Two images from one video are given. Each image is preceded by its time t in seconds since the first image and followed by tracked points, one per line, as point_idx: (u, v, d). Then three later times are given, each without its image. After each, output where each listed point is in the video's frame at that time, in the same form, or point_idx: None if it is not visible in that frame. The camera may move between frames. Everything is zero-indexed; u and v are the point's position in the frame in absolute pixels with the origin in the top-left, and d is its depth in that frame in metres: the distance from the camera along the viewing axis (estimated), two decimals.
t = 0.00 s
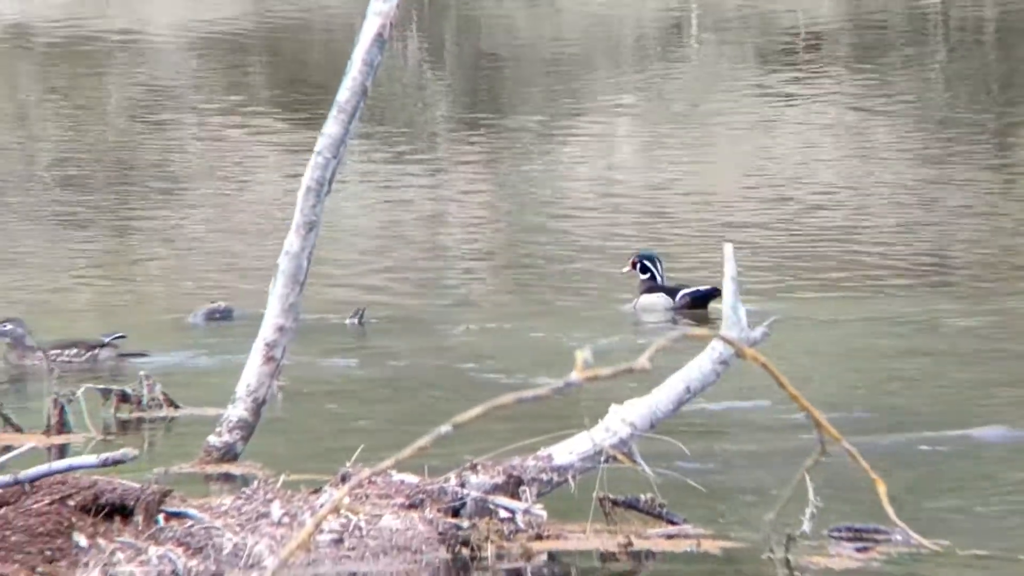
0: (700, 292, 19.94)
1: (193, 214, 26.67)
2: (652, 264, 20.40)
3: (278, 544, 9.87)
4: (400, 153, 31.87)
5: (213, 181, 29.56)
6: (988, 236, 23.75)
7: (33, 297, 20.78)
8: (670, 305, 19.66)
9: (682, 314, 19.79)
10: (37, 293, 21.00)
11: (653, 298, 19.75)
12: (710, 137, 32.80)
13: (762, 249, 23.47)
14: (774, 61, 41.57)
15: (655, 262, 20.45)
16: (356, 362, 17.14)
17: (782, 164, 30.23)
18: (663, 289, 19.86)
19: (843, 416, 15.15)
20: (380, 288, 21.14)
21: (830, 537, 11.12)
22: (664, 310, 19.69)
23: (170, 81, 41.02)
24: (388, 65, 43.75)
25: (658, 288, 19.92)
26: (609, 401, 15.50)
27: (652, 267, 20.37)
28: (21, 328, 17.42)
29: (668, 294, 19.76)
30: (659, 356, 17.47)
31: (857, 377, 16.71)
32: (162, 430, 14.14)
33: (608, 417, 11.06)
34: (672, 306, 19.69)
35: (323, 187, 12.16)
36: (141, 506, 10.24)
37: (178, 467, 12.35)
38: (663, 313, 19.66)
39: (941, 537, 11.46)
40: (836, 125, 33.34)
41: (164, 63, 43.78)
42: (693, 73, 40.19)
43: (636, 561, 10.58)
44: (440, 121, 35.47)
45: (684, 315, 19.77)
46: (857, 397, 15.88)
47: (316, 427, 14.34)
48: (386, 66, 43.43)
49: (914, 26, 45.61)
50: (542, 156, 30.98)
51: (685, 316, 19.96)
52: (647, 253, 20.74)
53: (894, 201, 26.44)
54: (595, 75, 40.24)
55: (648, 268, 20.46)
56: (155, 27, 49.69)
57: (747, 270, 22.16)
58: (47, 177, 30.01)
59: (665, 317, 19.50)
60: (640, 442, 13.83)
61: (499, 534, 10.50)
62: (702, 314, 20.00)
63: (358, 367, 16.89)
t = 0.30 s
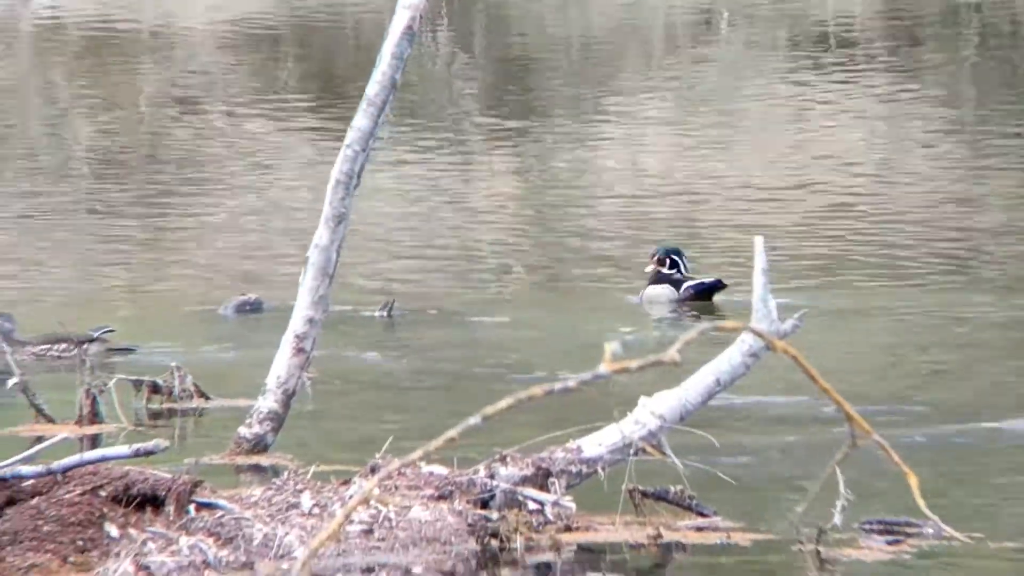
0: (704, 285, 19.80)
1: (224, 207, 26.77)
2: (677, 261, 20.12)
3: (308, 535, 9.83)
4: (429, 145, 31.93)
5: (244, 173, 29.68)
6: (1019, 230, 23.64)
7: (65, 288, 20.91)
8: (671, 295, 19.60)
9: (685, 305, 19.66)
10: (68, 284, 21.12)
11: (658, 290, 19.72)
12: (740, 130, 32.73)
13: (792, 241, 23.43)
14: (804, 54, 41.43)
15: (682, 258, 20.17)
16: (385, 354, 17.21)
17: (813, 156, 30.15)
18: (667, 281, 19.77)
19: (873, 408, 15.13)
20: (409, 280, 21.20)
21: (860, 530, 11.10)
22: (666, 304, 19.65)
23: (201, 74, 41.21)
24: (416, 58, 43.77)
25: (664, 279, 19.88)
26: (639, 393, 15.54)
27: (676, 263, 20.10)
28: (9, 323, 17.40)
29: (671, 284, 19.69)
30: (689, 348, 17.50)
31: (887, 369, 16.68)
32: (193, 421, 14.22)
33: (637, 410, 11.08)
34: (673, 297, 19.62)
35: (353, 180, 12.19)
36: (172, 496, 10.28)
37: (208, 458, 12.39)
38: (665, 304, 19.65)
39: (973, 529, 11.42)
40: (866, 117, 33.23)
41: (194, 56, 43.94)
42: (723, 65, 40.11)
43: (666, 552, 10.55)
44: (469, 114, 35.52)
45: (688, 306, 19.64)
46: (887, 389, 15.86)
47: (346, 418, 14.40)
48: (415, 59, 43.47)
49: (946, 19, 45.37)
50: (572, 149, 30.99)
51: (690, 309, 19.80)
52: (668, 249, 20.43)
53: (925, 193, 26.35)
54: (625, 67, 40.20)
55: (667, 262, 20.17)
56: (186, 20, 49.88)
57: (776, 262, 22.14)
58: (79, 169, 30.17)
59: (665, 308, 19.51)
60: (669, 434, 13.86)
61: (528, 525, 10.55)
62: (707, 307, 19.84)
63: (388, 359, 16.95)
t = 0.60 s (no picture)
0: (712, 270, 19.62)
1: (255, 196, 26.81)
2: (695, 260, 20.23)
3: (338, 523, 9.88)
4: (459, 135, 31.92)
5: (276, 162, 29.73)
6: None
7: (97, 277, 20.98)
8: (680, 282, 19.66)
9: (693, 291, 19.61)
10: (100, 273, 21.20)
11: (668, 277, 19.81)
12: (771, 121, 32.61)
13: (823, 231, 23.32)
14: (837, 48, 41.23)
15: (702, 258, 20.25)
16: (413, 343, 17.22)
17: (845, 147, 30.01)
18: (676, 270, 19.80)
19: (904, 398, 15.04)
20: (439, 269, 21.20)
21: (891, 520, 11.04)
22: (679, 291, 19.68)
23: (232, 64, 41.29)
24: (446, 49, 43.73)
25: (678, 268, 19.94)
26: (668, 382, 15.50)
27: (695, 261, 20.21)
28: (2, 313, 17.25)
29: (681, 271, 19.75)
30: (719, 337, 17.44)
31: (919, 359, 16.59)
32: (223, 410, 14.25)
33: (666, 399, 11.05)
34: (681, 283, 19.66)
35: (382, 170, 12.22)
36: (203, 483, 10.29)
37: (238, 446, 12.41)
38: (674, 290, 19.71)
39: (1004, 519, 11.35)
40: (899, 109, 33.06)
41: (225, 46, 44.03)
42: (754, 57, 39.98)
43: (695, 541, 10.49)
44: (499, 104, 35.50)
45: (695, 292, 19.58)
46: (918, 379, 15.78)
47: (376, 408, 14.41)
48: (446, 49, 43.44)
49: (979, 15, 45.11)
50: (602, 139, 30.92)
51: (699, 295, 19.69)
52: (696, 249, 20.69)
53: (957, 185, 26.20)
54: (655, 58, 40.10)
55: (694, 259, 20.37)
56: (218, 10, 50.00)
57: (807, 252, 22.05)
58: (111, 159, 30.29)
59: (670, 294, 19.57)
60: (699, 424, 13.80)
61: (557, 514, 10.48)
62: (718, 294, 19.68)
63: (417, 348, 16.96)
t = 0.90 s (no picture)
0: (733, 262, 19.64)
1: (287, 184, 26.90)
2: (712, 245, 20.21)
3: (367, 510, 9.93)
4: (489, 124, 31.91)
5: (307, 150, 29.79)
6: None
7: (130, 265, 21.09)
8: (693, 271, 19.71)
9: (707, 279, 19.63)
10: (133, 261, 21.31)
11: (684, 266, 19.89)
12: (803, 110, 32.52)
13: (854, 219, 23.23)
14: (868, 38, 41.04)
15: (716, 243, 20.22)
16: (443, 331, 17.24)
17: (877, 135, 29.88)
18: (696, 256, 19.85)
19: (936, 387, 14.98)
20: (469, 257, 21.22)
21: (922, 508, 11.00)
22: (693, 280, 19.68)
23: (264, 52, 41.42)
24: (476, 38, 43.69)
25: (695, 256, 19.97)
26: (699, 372, 15.49)
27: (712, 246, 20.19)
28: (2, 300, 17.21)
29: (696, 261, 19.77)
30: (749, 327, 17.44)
31: (951, 347, 16.52)
32: (255, 398, 14.30)
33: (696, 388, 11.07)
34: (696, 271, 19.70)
35: (412, 157, 12.23)
36: (234, 471, 10.29)
37: (269, 434, 12.46)
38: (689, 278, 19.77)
39: None
40: (931, 99, 32.89)
41: (256, 35, 44.14)
42: (785, 46, 39.83)
43: (725, 530, 10.46)
44: (529, 92, 35.47)
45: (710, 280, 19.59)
46: (951, 367, 15.72)
47: (406, 396, 14.45)
48: (475, 37, 43.41)
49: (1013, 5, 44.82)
50: (633, 127, 30.87)
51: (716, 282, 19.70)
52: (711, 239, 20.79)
53: (991, 174, 26.06)
54: (685, 47, 40.00)
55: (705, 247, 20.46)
56: None
57: (838, 240, 21.97)
58: (142, 147, 30.38)
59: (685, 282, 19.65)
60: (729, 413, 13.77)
61: (586, 503, 10.50)
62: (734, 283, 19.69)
63: (447, 336, 16.98)
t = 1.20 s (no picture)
0: (747, 253, 19.62)
1: (317, 174, 26.96)
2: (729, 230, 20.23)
3: (398, 500, 10.00)
4: (519, 113, 31.90)
5: (337, 140, 29.86)
6: None
7: (162, 254, 21.19)
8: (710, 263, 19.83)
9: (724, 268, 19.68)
10: (164, 250, 21.41)
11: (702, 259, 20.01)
12: (834, 99, 32.39)
13: (885, 208, 23.13)
14: (901, 29, 40.81)
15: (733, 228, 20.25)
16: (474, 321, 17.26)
17: (908, 126, 29.74)
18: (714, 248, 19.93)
19: (967, 377, 14.92)
20: (499, 247, 21.23)
21: (953, 499, 10.96)
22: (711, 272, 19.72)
23: (294, 42, 41.53)
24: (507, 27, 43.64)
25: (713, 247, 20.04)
26: (729, 362, 15.47)
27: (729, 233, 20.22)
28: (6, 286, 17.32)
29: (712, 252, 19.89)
30: (779, 317, 17.42)
31: (983, 337, 16.45)
32: (285, 386, 14.38)
33: (725, 379, 11.04)
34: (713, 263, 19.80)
35: (443, 147, 12.23)
36: (265, 460, 10.24)
37: (299, 424, 12.51)
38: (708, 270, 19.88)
39: None
40: (963, 90, 32.71)
41: (288, 25, 44.24)
42: (816, 37, 39.66)
43: (755, 520, 10.46)
44: (559, 81, 35.42)
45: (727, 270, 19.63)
46: (982, 358, 15.65)
47: (437, 385, 14.48)
48: (506, 27, 43.36)
49: None
50: (663, 117, 30.81)
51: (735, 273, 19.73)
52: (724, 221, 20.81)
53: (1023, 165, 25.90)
54: (717, 37, 39.88)
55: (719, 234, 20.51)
56: None
57: (869, 230, 21.89)
58: (174, 138, 30.50)
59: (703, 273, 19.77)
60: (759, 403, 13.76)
61: (615, 493, 10.52)
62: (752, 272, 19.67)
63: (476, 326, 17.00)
